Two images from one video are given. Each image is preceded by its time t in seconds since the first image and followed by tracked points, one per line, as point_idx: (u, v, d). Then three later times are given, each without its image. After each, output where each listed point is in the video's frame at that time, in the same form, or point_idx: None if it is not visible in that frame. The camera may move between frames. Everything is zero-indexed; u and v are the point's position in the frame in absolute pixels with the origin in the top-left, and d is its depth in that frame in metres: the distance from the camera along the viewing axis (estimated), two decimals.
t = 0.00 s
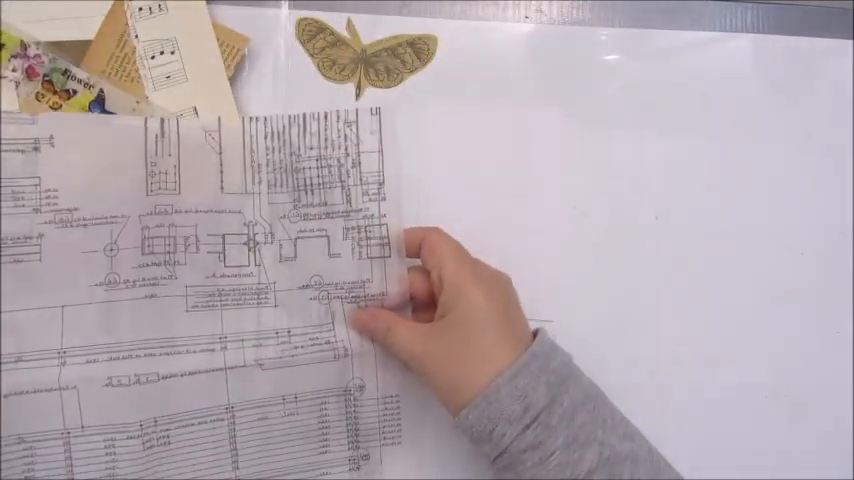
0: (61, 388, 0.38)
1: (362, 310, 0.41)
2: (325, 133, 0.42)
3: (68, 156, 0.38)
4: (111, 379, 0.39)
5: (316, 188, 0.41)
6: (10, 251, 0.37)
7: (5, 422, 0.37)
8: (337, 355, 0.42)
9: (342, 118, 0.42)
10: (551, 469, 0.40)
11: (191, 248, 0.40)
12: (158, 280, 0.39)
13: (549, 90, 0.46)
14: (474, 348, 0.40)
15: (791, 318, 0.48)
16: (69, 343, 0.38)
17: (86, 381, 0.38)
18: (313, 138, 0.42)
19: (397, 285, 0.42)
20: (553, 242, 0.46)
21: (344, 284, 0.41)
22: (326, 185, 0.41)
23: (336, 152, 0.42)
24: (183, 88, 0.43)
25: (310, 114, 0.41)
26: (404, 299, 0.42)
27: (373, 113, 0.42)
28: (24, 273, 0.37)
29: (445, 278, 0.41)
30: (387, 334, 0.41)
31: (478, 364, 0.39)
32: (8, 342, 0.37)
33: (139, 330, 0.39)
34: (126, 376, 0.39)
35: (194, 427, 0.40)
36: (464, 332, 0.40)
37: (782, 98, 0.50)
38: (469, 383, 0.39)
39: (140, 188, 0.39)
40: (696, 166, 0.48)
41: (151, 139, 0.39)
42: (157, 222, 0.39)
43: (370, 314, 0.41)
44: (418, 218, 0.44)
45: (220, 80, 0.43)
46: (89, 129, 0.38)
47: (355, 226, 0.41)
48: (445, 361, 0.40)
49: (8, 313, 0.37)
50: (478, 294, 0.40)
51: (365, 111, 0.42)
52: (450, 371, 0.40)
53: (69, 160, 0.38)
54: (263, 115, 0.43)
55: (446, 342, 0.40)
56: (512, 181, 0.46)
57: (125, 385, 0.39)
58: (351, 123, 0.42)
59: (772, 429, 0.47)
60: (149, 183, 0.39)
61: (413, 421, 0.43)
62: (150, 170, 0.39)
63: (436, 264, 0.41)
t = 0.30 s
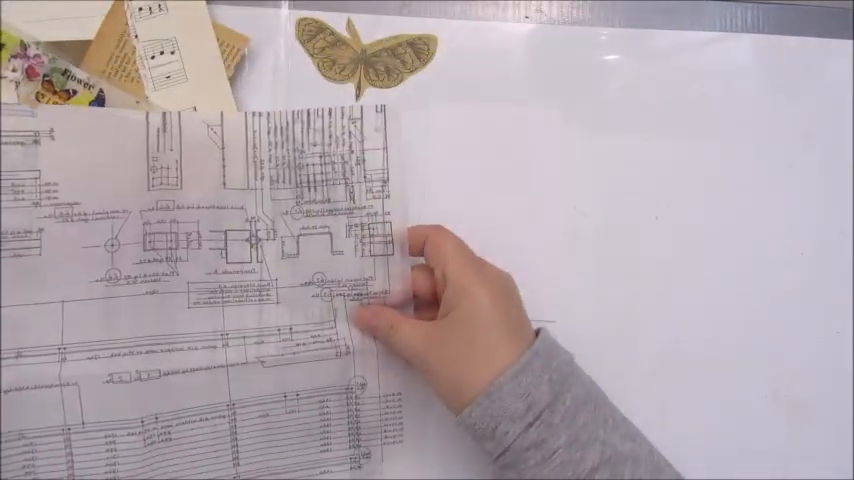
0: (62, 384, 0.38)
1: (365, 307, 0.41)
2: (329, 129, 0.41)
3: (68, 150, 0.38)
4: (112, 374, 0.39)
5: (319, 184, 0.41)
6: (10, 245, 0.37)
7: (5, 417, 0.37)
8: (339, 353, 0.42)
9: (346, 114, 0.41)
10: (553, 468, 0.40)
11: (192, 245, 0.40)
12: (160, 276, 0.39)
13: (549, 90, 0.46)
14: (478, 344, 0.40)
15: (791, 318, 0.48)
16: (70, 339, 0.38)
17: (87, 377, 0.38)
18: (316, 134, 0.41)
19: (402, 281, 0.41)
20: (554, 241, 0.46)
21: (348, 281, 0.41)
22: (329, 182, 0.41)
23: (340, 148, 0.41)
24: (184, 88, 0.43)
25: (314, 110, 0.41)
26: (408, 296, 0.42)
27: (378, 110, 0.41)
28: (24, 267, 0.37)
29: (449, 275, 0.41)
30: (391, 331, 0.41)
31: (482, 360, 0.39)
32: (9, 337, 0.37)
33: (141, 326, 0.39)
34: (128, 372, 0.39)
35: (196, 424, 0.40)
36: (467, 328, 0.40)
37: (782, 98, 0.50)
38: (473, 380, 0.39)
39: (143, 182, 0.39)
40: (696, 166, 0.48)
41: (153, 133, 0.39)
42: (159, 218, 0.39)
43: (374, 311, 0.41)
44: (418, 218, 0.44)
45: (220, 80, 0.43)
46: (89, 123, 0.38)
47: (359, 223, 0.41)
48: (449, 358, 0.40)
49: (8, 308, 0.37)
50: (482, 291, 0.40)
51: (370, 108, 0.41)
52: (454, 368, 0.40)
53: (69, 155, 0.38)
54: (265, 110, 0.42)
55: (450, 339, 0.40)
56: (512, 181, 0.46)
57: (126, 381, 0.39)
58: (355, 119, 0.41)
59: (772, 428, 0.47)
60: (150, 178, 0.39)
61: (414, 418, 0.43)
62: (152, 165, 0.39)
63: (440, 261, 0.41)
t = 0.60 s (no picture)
0: (62, 385, 0.38)
1: (366, 306, 0.41)
2: (329, 129, 0.41)
3: (67, 150, 0.38)
4: (113, 375, 0.39)
5: (319, 184, 0.41)
6: (9, 245, 0.37)
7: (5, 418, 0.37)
8: (340, 352, 0.42)
9: (346, 114, 0.41)
10: (553, 467, 0.40)
11: (193, 245, 0.40)
12: (160, 277, 0.39)
13: (549, 89, 0.46)
14: (478, 344, 0.40)
15: (791, 317, 0.48)
16: (70, 340, 0.38)
17: (88, 378, 0.38)
18: (316, 134, 0.41)
19: (402, 281, 0.41)
20: (554, 240, 0.46)
21: (348, 281, 0.41)
22: (329, 182, 0.41)
23: (340, 148, 0.41)
24: (184, 88, 0.43)
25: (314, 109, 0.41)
26: (408, 296, 0.42)
27: (379, 109, 0.41)
28: (24, 268, 0.37)
29: (450, 275, 0.41)
30: (391, 331, 0.41)
31: (482, 360, 0.39)
32: (9, 339, 0.37)
33: (141, 327, 0.39)
34: (128, 373, 0.39)
35: (197, 424, 0.40)
36: (468, 328, 0.40)
37: (782, 98, 0.50)
38: (474, 380, 0.39)
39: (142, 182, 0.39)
40: (696, 165, 0.48)
41: (152, 132, 0.39)
42: (159, 218, 0.39)
43: (375, 310, 0.41)
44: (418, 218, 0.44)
45: (220, 80, 0.43)
46: (89, 122, 0.38)
47: (359, 223, 0.41)
48: (449, 358, 0.40)
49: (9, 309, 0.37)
50: (482, 291, 0.40)
51: (370, 108, 0.41)
52: (454, 368, 0.40)
53: (68, 155, 0.38)
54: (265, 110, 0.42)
55: (451, 339, 0.40)
56: (512, 181, 0.46)
57: (126, 382, 0.39)
58: (356, 119, 0.41)
59: (772, 428, 0.47)
60: (149, 177, 0.39)
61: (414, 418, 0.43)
62: (151, 164, 0.39)
63: (440, 261, 0.41)
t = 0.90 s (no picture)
0: (62, 386, 0.38)
1: (366, 306, 0.41)
2: (328, 129, 0.41)
3: (65, 150, 0.38)
4: (112, 376, 0.39)
5: (319, 184, 0.41)
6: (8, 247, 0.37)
7: (4, 419, 0.37)
8: (340, 353, 0.42)
9: (346, 114, 0.41)
10: (553, 467, 0.40)
11: (192, 245, 0.40)
12: (160, 277, 0.39)
13: (549, 90, 0.46)
14: (479, 345, 0.40)
15: (790, 317, 0.48)
16: (69, 341, 0.38)
17: (88, 379, 0.38)
18: (316, 134, 0.41)
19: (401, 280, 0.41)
20: (554, 240, 0.46)
21: (348, 281, 0.41)
22: (329, 181, 0.41)
23: (340, 147, 0.41)
24: (184, 88, 0.43)
25: (313, 109, 0.41)
26: (408, 296, 0.42)
27: (378, 109, 0.41)
28: (23, 269, 0.37)
29: (450, 275, 0.41)
30: (391, 331, 0.40)
31: (482, 360, 0.40)
32: (8, 339, 0.37)
33: (141, 328, 0.39)
34: (128, 373, 0.39)
35: (197, 425, 0.40)
36: (468, 329, 0.40)
37: (782, 98, 0.50)
38: (474, 380, 0.39)
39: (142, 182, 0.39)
40: (696, 165, 0.48)
41: (151, 132, 0.39)
42: (159, 219, 0.39)
43: (375, 310, 0.41)
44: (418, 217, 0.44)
45: (220, 80, 0.43)
46: (87, 122, 0.38)
47: (359, 223, 0.41)
48: (449, 358, 0.40)
49: (9, 310, 0.37)
50: (482, 291, 0.40)
51: (370, 108, 0.41)
52: (454, 368, 0.40)
53: (67, 156, 0.38)
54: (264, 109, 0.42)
55: (450, 339, 0.40)
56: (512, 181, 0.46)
57: (125, 383, 0.39)
58: (355, 119, 0.41)
59: (772, 428, 0.47)
60: (149, 178, 0.39)
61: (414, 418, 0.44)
62: (151, 165, 0.39)
63: (440, 261, 0.41)
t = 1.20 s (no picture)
0: (62, 383, 0.38)
1: (367, 302, 0.41)
2: (328, 126, 0.41)
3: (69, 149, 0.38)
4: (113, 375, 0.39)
5: (319, 181, 0.41)
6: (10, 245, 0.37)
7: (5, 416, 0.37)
8: (340, 351, 0.41)
9: (346, 111, 0.41)
10: (555, 467, 0.40)
11: (192, 243, 0.40)
12: (159, 275, 0.39)
13: (549, 90, 0.46)
14: (480, 343, 0.40)
15: (790, 317, 0.48)
16: (70, 339, 0.38)
17: (88, 377, 0.38)
18: (316, 131, 0.41)
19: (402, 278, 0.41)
20: (554, 240, 0.46)
21: (348, 278, 0.41)
22: (329, 179, 0.41)
23: (340, 145, 0.41)
24: (184, 88, 0.43)
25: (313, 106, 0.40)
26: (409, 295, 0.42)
27: (379, 106, 0.41)
28: (24, 268, 0.37)
29: (453, 275, 0.41)
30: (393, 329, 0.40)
31: (484, 360, 0.40)
32: (9, 337, 0.37)
33: (140, 326, 0.39)
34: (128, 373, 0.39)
35: (197, 421, 0.40)
36: (470, 328, 0.40)
37: (782, 98, 0.50)
38: (475, 379, 0.40)
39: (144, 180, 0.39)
40: (696, 165, 0.48)
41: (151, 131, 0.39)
42: (158, 217, 0.39)
43: (375, 308, 0.41)
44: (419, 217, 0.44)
45: (220, 80, 0.43)
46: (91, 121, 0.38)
47: (359, 220, 0.41)
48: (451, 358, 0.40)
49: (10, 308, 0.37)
50: (485, 292, 0.41)
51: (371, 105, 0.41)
52: (456, 368, 0.40)
53: (69, 154, 0.38)
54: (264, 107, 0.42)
55: (453, 338, 0.40)
56: (512, 180, 0.46)
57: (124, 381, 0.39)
58: (356, 116, 0.41)
59: (772, 428, 0.47)
60: (149, 176, 0.39)
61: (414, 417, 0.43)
62: (150, 163, 0.39)
63: (442, 261, 0.42)
